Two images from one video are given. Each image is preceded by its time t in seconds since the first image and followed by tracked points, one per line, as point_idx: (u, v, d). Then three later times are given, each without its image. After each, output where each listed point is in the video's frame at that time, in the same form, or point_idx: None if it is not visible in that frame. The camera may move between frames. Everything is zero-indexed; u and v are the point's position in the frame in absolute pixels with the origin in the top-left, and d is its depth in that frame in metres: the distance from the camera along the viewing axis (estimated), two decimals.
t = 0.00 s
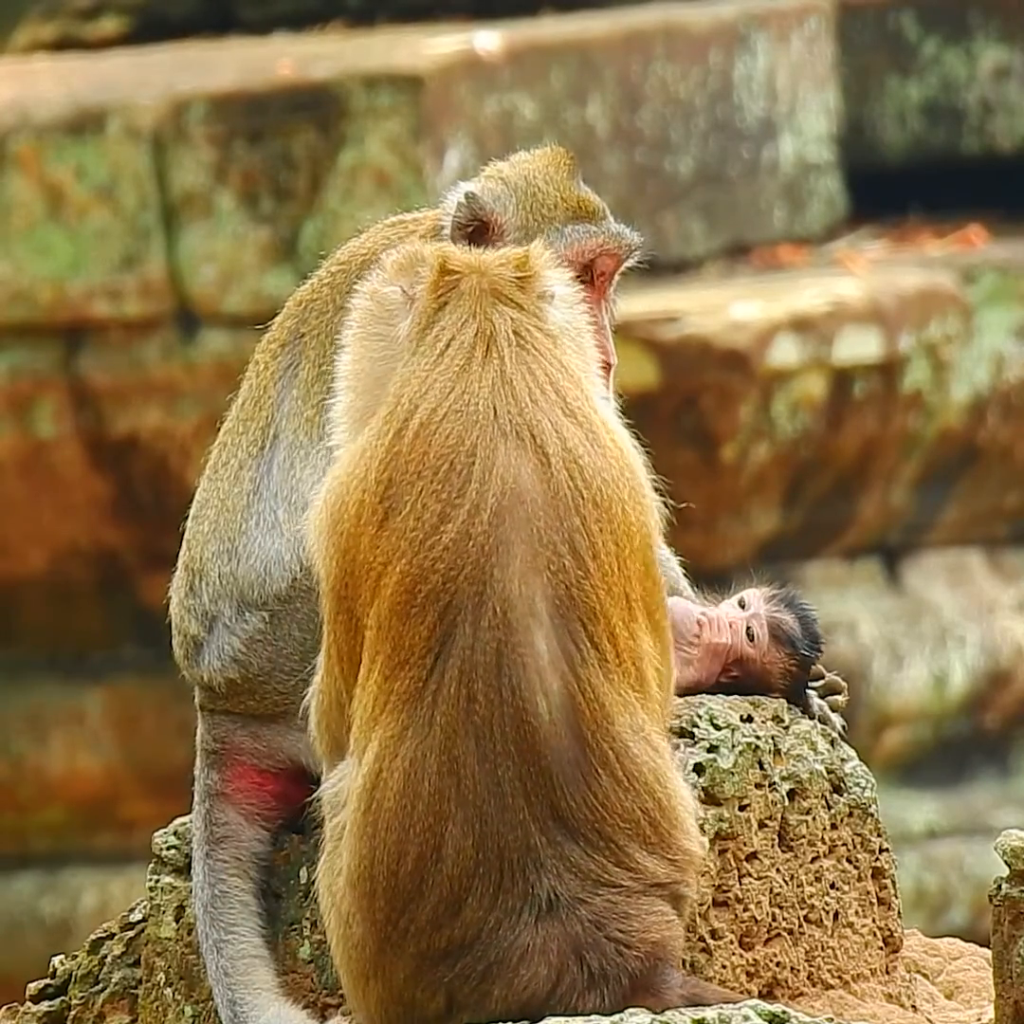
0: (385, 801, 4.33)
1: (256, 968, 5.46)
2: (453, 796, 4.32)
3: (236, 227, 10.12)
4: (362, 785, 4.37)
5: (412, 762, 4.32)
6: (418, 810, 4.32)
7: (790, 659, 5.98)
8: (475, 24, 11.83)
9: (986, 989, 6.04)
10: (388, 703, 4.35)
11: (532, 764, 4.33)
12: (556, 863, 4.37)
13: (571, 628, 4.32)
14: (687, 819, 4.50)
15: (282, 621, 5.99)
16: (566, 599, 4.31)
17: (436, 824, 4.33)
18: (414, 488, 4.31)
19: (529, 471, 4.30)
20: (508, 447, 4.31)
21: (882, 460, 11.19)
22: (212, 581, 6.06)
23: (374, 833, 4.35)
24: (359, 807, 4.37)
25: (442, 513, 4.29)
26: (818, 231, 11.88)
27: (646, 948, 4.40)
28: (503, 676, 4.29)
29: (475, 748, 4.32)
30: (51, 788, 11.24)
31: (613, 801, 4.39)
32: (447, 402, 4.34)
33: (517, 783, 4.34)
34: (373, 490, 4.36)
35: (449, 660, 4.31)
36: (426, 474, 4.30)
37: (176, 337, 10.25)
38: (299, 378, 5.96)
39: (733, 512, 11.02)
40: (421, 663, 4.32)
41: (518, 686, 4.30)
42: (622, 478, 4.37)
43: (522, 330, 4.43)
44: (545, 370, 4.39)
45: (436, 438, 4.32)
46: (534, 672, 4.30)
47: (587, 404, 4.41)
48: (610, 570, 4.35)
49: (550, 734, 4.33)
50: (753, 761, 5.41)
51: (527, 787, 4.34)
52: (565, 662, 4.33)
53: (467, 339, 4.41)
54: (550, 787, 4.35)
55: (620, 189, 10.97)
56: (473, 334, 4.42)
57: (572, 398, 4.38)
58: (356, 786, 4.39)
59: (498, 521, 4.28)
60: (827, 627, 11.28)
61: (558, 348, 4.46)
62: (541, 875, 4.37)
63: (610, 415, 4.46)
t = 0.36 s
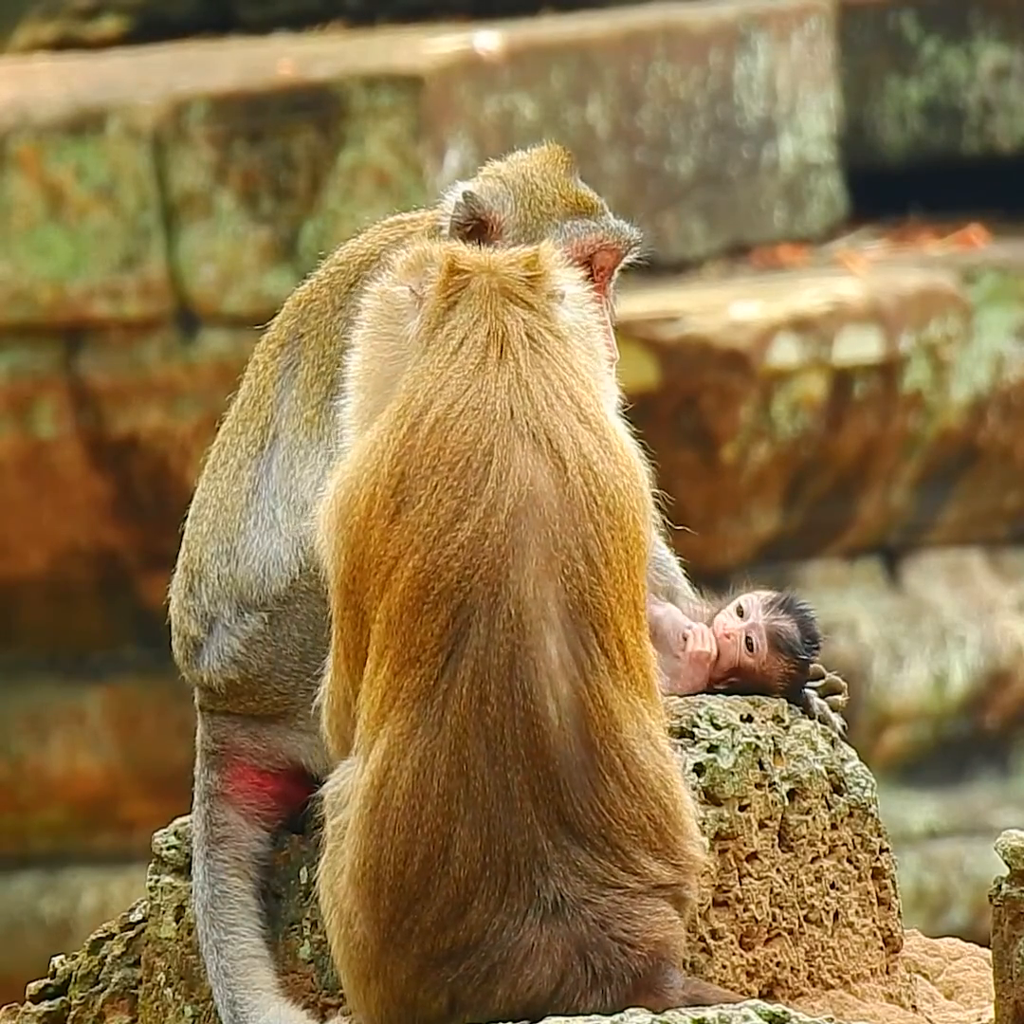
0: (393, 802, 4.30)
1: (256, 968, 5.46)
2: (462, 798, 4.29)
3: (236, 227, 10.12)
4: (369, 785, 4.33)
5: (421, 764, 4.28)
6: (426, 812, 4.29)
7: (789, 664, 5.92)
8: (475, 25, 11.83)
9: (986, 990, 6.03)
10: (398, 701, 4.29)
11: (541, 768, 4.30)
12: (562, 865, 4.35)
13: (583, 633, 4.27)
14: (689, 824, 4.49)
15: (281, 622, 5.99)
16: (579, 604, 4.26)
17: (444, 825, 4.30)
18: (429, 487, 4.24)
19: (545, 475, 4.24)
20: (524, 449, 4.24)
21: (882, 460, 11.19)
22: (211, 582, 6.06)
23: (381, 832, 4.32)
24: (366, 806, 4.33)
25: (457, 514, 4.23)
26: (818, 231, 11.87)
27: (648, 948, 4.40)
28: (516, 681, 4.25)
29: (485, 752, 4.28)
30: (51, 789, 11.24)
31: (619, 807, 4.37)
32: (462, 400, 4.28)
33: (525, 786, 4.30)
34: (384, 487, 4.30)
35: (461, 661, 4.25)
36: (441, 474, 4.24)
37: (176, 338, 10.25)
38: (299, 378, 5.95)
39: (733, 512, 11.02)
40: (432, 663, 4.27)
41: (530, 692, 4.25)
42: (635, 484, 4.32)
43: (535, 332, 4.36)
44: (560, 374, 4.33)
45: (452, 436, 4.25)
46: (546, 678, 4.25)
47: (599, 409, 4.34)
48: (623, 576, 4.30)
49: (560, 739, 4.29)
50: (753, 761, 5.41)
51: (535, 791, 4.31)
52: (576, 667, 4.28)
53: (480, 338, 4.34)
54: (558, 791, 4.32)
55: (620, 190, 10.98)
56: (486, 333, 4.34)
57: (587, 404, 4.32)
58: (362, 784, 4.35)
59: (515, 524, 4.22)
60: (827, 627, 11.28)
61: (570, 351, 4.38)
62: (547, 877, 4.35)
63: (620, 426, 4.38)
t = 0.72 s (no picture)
0: (395, 805, 4.29)
1: (256, 969, 5.46)
2: (464, 802, 4.29)
3: (236, 227, 10.12)
4: (371, 788, 4.32)
5: (424, 766, 4.28)
6: (428, 815, 4.29)
7: (784, 659, 5.91)
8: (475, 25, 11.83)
9: (987, 990, 6.03)
10: (400, 704, 4.29)
11: (542, 772, 4.30)
12: (564, 868, 4.35)
13: (585, 636, 4.27)
14: (691, 826, 4.49)
15: (280, 623, 5.99)
16: (581, 607, 4.26)
17: (445, 829, 4.30)
18: (432, 489, 4.23)
19: (548, 477, 4.23)
20: (526, 453, 4.23)
21: (882, 460, 11.18)
22: (210, 582, 6.06)
23: (383, 836, 4.31)
24: (368, 809, 4.33)
25: (460, 516, 4.22)
26: (818, 231, 11.87)
27: (649, 948, 4.40)
28: (518, 685, 4.24)
29: (487, 755, 4.28)
30: (51, 789, 11.24)
31: (620, 810, 4.37)
32: (464, 403, 4.27)
33: (527, 790, 4.30)
34: (385, 487, 4.28)
35: (464, 665, 4.25)
36: (443, 476, 4.23)
37: (176, 338, 10.25)
38: (298, 377, 5.94)
39: (734, 512, 11.02)
40: (435, 666, 4.26)
41: (532, 695, 4.25)
42: (636, 486, 4.31)
43: (536, 333, 4.36)
44: (561, 375, 4.32)
45: (455, 438, 4.24)
46: (548, 682, 4.25)
47: (600, 409, 4.34)
48: (624, 578, 4.30)
49: (561, 742, 4.29)
50: (753, 761, 5.41)
51: (537, 793, 4.31)
52: (578, 670, 4.28)
53: (480, 339, 4.33)
54: (559, 794, 4.32)
55: (620, 191, 10.98)
56: (487, 333, 4.33)
57: (587, 404, 4.31)
58: (364, 786, 4.35)
59: (518, 527, 4.21)
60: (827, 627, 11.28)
61: (570, 351, 4.38)
62: (549, 880, 4.35)
63: (622, 425, 4.38)
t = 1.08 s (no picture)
0: (399, 806, 4.29)
1: (257, 969, 5.46)
2: (468, 804, 4.28)
3: (235, 227, 10.12)
4: (374, 788, 4.32)
5: (428, 768, 4.27)
6: (431, 817, 4.28)
7: (786, 663, 5.88)
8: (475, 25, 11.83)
9: (987, 990, 6.02)
10: (404, 704, 4.28)
11: (546, 774, 4.30)
12: (566, 869, 4.35)
13: (588, 639, 4.27)
14: (692, 828, 4.50)
15: (281, 623, 5.98)
16: (585, 610, 4.26)
17: (449, 830, 4.30)
18: (437, 490, 4.22)
19: (553, 479, 4.23)
20: (531, 454, 4.23)
21: (882, 460, 11.18)
22: (210, 583, 6.05)
23: (386, 836, 4.31)
24: (371, 809, 4.32)
25: (465, 518, 4.21)
26: (818, 231, 11.87)
27: (650, 948, 4.40)
28: (522, 686, 4.24)
29: (491, 757, 4.28)
30: (51, 789, 11.24)
31: (623, 812, 4.37)
32: (470, 403, 4.26)
33: (530, 791, 4.30)
34: (390, 487, 4.28)
35: (468, 667, 4.25)
36: (450, 476, 4.22)
37: (176, 338, 10.25)
38: (298, 378, 5.94)
39: (734, 512, 11.02)
40: (439, 667, 4.25)
41: (536, 697, 4.25)
42: (640, 488, 4.32)
43: (540, 334, 4.35)
44: (566, 376, 4.32)
45: (461, 438, 4.23)
46: (551, 684, 4.25)
47: (605, 409, 4.34)
48: (628, 580, 4.30)
49: (565, 744, 4.29)
50: (753, 761, 5.41)
51: (540, 795, 4.31)
52: (581, 672, 4.28)
53: (485, 340, 4.32)
54: (562, 796, 4.32)
55: (620, 191, 10.99)
56: (492, 333, 4.32)
57: (592, 404, 4.31)
58: (367, 787, 4.34)
59: (523, 529, 4.21)
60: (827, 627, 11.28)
61: (575, 351, 4.38)
62: (552, 881, 4.35)
63: (625, 425, 4.38)
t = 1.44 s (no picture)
0: (401, 806, 4.29)
1: (257, 969, 5.45)
2: (469, 805, 4.28)
3: (235, 228, 10.12)
4: (376, 787, 4.32)
5: (429, 768, 4.27)
6: (433, 817, 4.28)
7: (790, 667, 5.89)
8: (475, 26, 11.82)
9: (987, 990, 6.02)
10: (406, 704, 4.29)
11: (547, 775, 4.30)
12: (567, 870, 4.35)
13: (590, 641, 4.27)
14: (692, 829, 4.50)
15: (281, 622, 5.98)
16: (586, 612, 4.26)
17: (449, 831, 4.30)
18: (439, 490, 4.22)
19: (555, 480, 4.23)
20: (534, 454, 4.22)
21: (882, 460, 11.19)
22: (211, 583, 6.05)
23: (387, 836, 4.31)
24: (372, 809, 4.32)
25: (467, 519, 4.21)
26: (818, 232, 11.87)
27: (651, 948, 4.40)
28: (524, 688, 4.24)
29: (492, 758, 4.28)
30: (51, 789, 11.23)
31: (623, 813, 4.37)
32: (473, 404, 4.25)
33: (531, 792, 4.30)
34: (392, 487, 4.28)
35: (470, 667, 4.25)
36: (452, 477, 4.22)
37: (176, 338, 10.25)
38: (298, 379, 5.93)
39: (734, 512, 11.02)
40: (441, 667, 4.25)
41: (538, 699, 4.25)
42: (642, 489, 4.32)
43: (543, 334, 4.34)
44: (569, 376, 4.32)
45: (463, 438, 4.23)
46: (552, 686, 4.25)
47: (607, 410, 4.34)
48: (629, 582, 4.30)
49: (566, 746, 4.29)
50: (753, 762, 5.41)
51: (541, 796, 4.31)
52: (583, 674, 4.28)
53: (488, 340, 4.32)
54: (563, 797, 4.32)
55: (620, 191, 10.98)
56: (495, 334, 4.32)
57: (594, 405, 4.31)
58: (368, 787, 4.34)
59: (526, 530, 4.21)
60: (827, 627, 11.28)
61: (578, 351, 4.38)
62: (553, 882, 4.35)
63: (628, 425, 4.38)
